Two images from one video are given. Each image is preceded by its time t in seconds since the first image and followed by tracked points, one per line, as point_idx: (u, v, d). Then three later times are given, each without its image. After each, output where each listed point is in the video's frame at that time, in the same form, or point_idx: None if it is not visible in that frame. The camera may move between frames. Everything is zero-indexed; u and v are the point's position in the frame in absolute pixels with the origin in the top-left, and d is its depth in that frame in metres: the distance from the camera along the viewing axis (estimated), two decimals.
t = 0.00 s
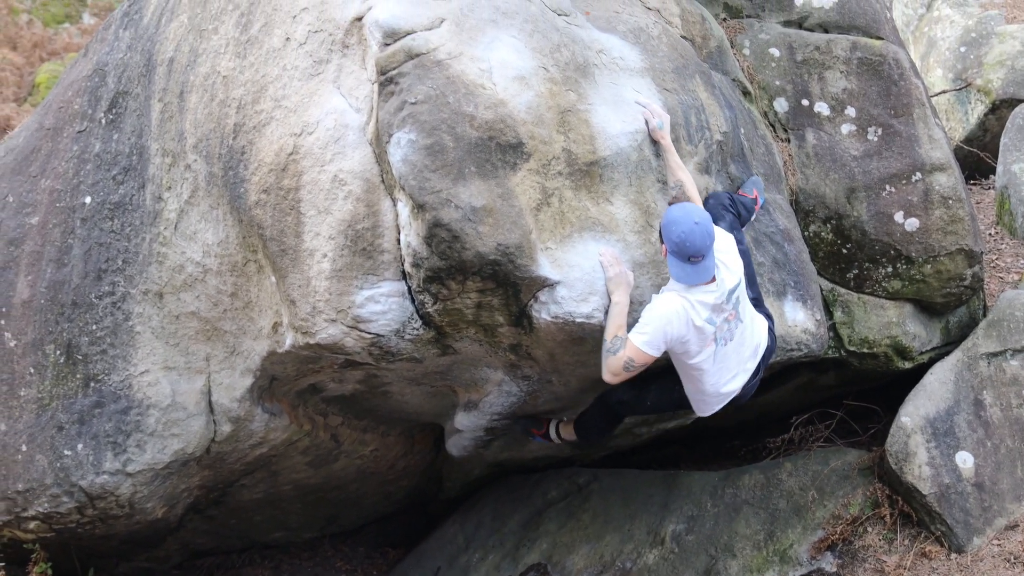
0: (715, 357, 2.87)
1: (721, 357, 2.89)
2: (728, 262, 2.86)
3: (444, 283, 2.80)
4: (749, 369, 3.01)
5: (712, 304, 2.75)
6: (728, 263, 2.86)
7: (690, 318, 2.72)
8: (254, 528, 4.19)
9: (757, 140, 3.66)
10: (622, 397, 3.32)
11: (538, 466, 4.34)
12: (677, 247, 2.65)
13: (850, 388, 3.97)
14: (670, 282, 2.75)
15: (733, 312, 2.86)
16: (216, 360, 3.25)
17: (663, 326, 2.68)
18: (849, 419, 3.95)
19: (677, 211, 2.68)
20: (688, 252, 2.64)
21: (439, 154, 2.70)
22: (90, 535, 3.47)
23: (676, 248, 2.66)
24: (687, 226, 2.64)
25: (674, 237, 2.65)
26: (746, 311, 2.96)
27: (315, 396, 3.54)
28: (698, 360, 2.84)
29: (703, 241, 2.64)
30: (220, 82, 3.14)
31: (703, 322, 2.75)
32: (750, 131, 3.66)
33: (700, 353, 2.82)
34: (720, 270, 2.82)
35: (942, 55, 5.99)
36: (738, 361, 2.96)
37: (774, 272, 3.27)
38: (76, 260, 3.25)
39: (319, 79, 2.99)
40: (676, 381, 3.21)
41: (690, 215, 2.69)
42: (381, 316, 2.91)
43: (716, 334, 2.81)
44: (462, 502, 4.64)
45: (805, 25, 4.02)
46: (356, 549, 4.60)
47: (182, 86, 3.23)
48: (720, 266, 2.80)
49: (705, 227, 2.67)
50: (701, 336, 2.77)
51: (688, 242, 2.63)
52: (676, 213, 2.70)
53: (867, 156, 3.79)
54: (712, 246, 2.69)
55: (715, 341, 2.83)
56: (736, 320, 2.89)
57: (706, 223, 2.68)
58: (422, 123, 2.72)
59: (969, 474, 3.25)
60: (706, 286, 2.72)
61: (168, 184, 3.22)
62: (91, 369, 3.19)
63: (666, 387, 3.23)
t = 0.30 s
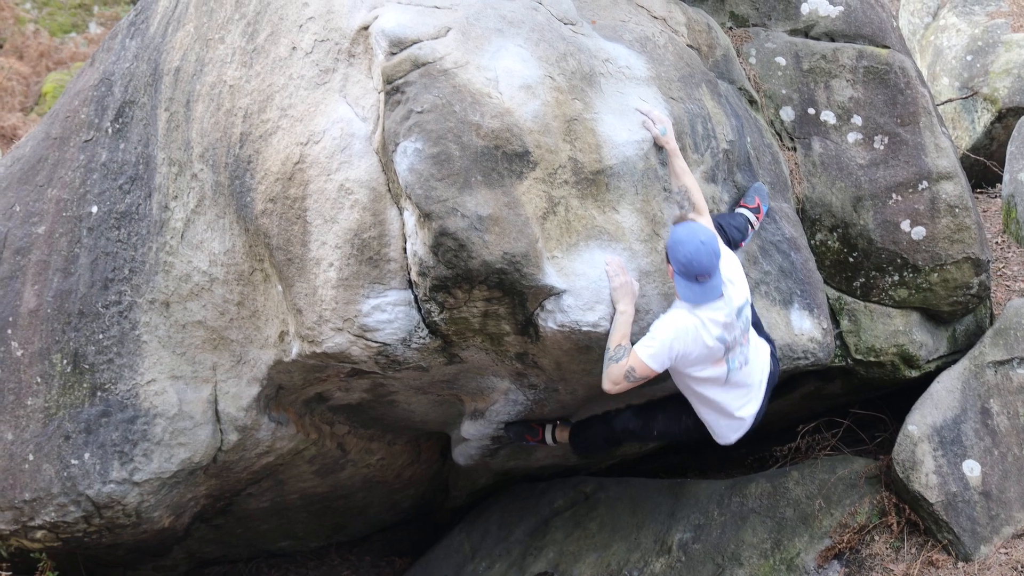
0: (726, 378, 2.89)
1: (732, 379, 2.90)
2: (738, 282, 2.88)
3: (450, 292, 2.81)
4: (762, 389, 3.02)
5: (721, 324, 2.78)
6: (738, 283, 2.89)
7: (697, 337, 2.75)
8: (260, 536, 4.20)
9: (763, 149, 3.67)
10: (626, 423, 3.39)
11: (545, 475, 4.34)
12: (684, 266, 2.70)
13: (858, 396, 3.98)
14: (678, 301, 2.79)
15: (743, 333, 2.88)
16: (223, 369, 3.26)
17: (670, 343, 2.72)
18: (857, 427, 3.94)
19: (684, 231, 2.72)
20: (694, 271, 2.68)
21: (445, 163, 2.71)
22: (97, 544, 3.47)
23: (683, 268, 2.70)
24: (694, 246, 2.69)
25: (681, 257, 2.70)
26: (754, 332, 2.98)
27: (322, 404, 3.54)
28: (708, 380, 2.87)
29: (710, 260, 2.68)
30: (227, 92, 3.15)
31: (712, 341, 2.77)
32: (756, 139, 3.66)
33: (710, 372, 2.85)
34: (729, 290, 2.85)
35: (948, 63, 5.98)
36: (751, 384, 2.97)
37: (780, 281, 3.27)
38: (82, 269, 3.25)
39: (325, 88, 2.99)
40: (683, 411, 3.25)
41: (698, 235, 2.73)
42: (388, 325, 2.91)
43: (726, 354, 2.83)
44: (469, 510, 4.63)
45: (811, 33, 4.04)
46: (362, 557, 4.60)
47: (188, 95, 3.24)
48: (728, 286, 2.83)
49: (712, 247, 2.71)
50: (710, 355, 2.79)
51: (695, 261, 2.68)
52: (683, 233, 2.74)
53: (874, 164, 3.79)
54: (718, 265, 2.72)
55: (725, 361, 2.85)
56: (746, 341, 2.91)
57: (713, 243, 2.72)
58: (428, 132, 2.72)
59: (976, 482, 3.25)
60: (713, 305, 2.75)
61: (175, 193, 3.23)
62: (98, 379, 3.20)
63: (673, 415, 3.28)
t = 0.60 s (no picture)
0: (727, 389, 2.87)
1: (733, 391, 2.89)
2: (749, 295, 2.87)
3: (459, 298, 2.81)
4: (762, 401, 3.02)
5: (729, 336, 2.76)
6: (749, 296, 2.87)
7: (706, 346, 2.74)
8: (270, 543, 4.20)
9: (771, 154, 3.67)
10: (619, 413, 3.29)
11: (555, 481, 4.34)
12: (701, 277, 2.67)
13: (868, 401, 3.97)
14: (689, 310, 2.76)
15: (749, 346, 2.88)
16: (232, 376, 3.27)
17: (677, 349, 2.70)
18: (866, 432, 3.93)
19: (704, 241, 2.69)
20: (711, 282, 2.66)
21: (454, 170, 2.71)
22: (107, 552, 3.47)
23: (700, 278, 2.67)
24: (713, 257, 2.66)
25: (699, 267, 2.67)
26: (761, 344, 2.98)
27: (331, 411, 3.55)
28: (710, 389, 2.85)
29: (728, 273, 2.66)
30: (236, 99, 3.15)
31: (719, 352, 2.76)
32: (764, 144, 3.66)
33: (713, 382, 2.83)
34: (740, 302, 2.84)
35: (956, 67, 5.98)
36: (750, 397, 2.96)
37: (789, 286, 3.26)
38: (91, 277, 3.26)
39: (333, 95, 3.00)
40: (682, 412, 3.21)
41: (717, 247, 2.70)
42: (396, 331, 2.91)
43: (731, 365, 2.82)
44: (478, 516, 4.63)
45: (819, 39, 4.06)
46: (372, 564, 4.60)
47: (197, 103, 3.25)
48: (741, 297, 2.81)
49: (731, 260, 2.69)
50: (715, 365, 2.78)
51: (713, 273, 2.65)
52: (702, 242, 2.71)
53: (882, 169, 3.79)
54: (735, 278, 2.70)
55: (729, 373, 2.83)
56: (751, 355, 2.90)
57: (732, 256, 2.69)
58: (437, 138, 2.72)
59: (986, 486, 3.23)
60: (725, 315, 2.74)
61: (184, 201, 3.24)
62: (107, 387, 3.20)
63: (669, 413, 3.22)
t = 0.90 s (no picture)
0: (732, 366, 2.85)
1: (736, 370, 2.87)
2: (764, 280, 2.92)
3: (468, 303, 2.81)
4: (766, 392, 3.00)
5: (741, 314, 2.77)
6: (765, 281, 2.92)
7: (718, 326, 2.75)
8: (279, 548, 4.20)
9: (779, 158, 3.67)
10: (636, 417, 3.33)
11: (564, 486, 4.33)
12: (724, 247, 2.73)
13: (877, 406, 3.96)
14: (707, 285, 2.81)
15: (759, 332, 2.89)
16: (241, 382, 3.27)
17: (689, 314, 2.73)
18: (876, 436, 3.92)
19: (730, 214, 2.77)
20: (733, 252, 2.71)
21: (462, 175, 2.71)
22: (116, 558, 3.48)
23: (722, 248, 2.73)
24: (737, 229, 2.73)
25: (722, 237, 2.74)
26: (772, 334, 2.99)
27: (341, 417, 3.55)
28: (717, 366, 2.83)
29: (750, 246, 2.72)
30: (245, 105, 3.16)
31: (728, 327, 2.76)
32: (773, 148, 3.66)
33: (721, 358, 2.81)
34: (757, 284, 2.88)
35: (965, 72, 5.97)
36: (755, 381, 2.94)
37: (798, 291, 3.26)
38: (101, 283, 3.27)
39: (342, 101, 3.00)
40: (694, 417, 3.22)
41: (741, 223, 2.77)
42: (406, 337, 2.91)
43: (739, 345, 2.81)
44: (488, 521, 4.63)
45: (828, 43, 4.06)
46: (382, 570, 4.60)
47: (205, 109, 3.26)
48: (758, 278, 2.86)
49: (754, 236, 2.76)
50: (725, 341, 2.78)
51: (735, 244, 2.71)
52: (728, 216, 2.78)
53: (891, 173, 3.79)
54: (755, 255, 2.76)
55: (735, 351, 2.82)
56: (760, 340, 2.89)
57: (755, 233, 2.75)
58: (445, 143, 2.72)
59: (996, 490, 3.23)
60: (740, 293, 2.78)
61: (193, 207, 3.24)
62: (117, 393, 3.21)
63: (680, 415, 3.25)
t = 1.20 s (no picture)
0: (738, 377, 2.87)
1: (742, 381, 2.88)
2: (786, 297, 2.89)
3: (476, 308, 2.81)
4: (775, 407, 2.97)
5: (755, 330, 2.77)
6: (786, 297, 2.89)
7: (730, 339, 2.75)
8: (287, 552, 4.20)
9: (788, 163, 3.66)
10: (648, 423, 3.33)
11: (572, 490, 4.32)
12: (756, 276, 2.69)
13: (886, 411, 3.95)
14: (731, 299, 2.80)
15: (773, 349, 2.88)
16: (249, 386, 3.28)
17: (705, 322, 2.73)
18: (884, 442, 3.92)
19: (767, 240, 2.71)
20: (762, 281, 2.68)
21: (470, 180, 2.71)
22: (124, 561, 3.48)
23: (753, 276, 2.69)
24: (772, 261, 2.68)
25: (756, 268, 2.68)
26: (789, 351, 2.97)
27: (348, 421, 3.55)
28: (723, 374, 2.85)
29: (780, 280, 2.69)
30: (253, 109, 3.17)
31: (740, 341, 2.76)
32: (781, 154, 3.66)
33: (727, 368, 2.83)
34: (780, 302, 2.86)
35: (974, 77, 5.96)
36: (763, 397, 2.94)
37: (807, 296, 3.25)
38: (109, 286, 3.28)
39: (351, 105, 3.00)
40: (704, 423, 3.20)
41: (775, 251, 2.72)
42: (414, 341, 2.92)
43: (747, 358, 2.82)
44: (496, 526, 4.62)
45: (837, 48, 4.06)
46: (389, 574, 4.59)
47: (214, 113, 3.26)
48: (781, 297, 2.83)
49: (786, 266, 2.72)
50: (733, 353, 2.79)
51: (768, 277, 2.67)
52: (763, 240, 2.72)
53: (900, 178, 3.79)
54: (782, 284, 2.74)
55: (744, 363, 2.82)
56: (773, 358, 2.88)
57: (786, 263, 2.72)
58: (453, 148, 2.73)
59: (1005, 497, 3.21)
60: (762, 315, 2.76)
61: (201, 211, 3.24)
62: (125, 396, 3.22)
63: (694, 424, 3.24)
